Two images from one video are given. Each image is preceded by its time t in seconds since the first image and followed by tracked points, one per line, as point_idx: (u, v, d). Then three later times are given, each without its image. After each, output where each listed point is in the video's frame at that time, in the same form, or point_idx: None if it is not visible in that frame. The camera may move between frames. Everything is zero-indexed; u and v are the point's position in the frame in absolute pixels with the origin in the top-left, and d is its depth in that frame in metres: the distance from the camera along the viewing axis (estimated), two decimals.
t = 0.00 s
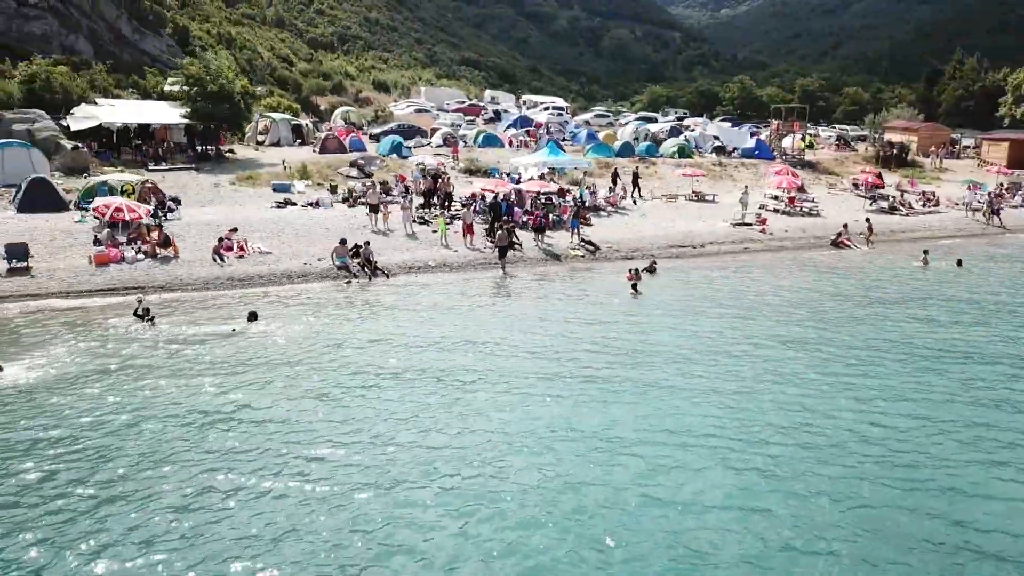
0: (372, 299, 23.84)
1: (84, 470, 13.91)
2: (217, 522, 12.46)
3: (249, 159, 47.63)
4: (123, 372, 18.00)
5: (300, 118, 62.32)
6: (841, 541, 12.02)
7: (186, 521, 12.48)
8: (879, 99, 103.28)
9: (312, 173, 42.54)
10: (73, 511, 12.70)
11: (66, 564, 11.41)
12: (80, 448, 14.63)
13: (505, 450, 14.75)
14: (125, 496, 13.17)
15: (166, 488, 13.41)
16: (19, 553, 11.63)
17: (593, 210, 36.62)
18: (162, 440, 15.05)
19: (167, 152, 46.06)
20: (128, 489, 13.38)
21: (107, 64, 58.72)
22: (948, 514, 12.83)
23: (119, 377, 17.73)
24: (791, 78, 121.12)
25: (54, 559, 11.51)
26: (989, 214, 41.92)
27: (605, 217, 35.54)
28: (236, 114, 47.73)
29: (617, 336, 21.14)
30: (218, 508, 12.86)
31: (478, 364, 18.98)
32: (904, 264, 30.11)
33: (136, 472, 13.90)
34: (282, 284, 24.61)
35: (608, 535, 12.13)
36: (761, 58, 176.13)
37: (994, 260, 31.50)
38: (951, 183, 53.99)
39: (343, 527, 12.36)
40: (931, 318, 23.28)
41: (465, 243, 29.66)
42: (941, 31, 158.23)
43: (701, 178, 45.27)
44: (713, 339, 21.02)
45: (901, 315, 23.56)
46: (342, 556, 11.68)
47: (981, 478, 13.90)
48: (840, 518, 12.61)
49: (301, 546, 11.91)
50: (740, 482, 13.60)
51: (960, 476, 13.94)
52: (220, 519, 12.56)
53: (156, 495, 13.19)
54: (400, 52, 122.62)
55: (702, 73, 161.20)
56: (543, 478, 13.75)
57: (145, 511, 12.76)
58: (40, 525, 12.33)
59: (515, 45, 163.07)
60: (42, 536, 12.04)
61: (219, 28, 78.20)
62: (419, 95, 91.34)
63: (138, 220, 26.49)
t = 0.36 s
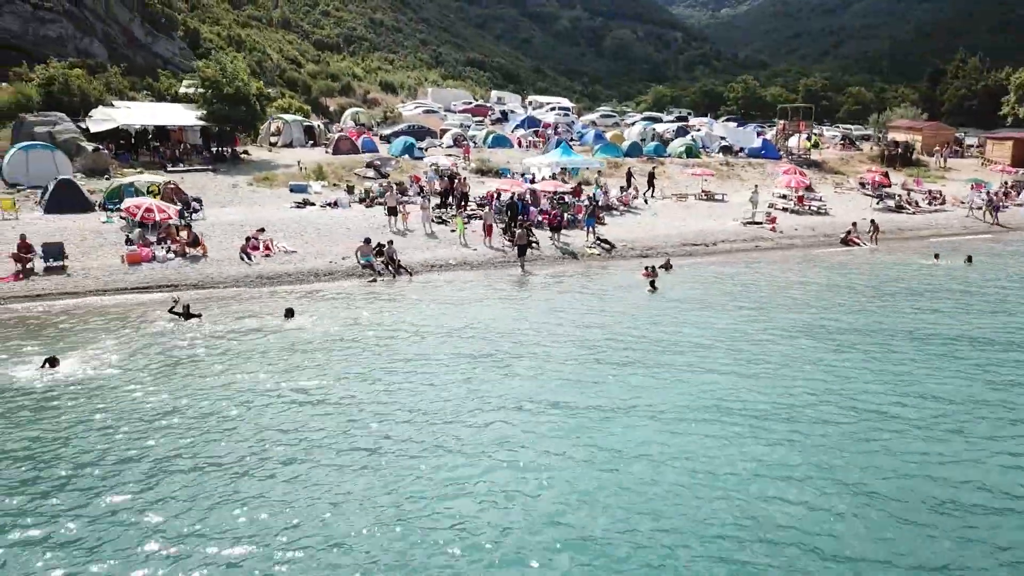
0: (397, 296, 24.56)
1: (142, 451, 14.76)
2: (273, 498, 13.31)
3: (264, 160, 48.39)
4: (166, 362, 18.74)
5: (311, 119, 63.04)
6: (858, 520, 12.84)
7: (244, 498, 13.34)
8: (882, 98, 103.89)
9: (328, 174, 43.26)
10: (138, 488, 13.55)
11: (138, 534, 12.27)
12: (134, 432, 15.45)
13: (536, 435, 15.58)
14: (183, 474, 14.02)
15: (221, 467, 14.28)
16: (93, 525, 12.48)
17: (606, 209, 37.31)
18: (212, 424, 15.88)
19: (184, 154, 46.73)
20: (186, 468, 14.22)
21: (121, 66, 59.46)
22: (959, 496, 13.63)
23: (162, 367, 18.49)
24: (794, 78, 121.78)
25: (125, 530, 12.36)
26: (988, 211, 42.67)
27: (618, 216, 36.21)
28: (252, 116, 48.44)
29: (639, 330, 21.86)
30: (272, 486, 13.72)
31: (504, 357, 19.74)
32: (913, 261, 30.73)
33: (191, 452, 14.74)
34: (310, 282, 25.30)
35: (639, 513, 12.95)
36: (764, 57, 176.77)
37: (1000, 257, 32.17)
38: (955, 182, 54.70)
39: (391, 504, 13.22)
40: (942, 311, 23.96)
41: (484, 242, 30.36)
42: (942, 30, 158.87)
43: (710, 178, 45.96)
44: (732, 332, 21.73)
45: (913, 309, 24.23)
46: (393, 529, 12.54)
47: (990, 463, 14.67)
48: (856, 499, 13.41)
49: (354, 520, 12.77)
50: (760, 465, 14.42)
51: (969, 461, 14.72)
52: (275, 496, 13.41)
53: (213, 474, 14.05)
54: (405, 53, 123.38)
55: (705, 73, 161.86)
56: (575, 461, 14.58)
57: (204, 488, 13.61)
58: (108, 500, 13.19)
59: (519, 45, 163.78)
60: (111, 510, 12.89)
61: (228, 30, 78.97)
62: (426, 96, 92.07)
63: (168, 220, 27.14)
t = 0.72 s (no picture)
0: (416, 294, 24.97)
1: (181, 441, 15.31)
2: (311, 483, 13.86)
3: (275, 161, 48.89)
4: (195, 357, 19.20)
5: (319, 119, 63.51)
6: (873, 497, 13.35)
7: (282, 482, 13.88)
8: (885, 98, 104.30)
9: (339, 175, 43.72)
10: (180, 474, 14.09)
11: (184, 516, 12.82)
12: (171, 423, 15.98)
13: (559, 421, 16.08)
14: (223, 462, 14.56)
15: (258, 455, 14.82)
16: (140, 508, 13.03)
17: (616, 209, 37.71)
18: (245, 415, 16.41)
19: (196, 154, 47.18)
20: (224, 455, 14.76)
21: (131, 67, 59.95)
22: (970, 474, 14.16)
23: (191, 361, 18.98)
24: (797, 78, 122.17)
25: (172, 513, 12.90)
26: (989, 212, 42.82)
27: (627, 216, 36.60)
28: (263, 117, 48.88)
29: (655, 325, 22.29)
30: (309, 471, 14.24)
31: (523, 351, 20.18)
32: (921, 260, 31.13)
33: (228, 442, 15.28)
34: (329, 281, 25.73)
35: (663, 491, 13.47)
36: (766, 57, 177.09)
37: (1007, 256, 32.57)
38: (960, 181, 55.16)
39: (425, 485, 13.76)
40: (951, 307, 24.39)
41: (496, 242, 30.76)
42: (944, 29, 159.16)
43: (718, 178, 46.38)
44: (746, 327, 22.18)
45: (922, 305, 24.66)
46: (429, 507, 13.07)
47: (1000, 446, 15.16)
48: (871, 478, 13.93)
49: (390, 499, 13.32)
50: (777, 447, 14.93)
51: (983, 446, 15.15)
52: (313, 480, 13.95)
53: (251, 460, 14.60)
54: (409, 53, 123.80)
55: (707, 72, 162.21)
56: (598, 443, 15.09)
57: (244, 474, 14.15)
58: (153, 486, 13.74)
59: (522, 45, 164.24)
60: (157, 495, 13.43)
61: (236, 30, 79.47)
62: (431, 96, 92.53)
63: (188, 220, 27.56)
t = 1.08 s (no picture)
0: (439, 292, 25.21)
1: (221, 431, 15.56)
2: (355, 469, 14.16)
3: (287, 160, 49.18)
4: (226, 353, 19.41)
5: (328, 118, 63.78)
6: (906, 480, 13.69)
7: (326, 469, 14.16)
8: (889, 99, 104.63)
9: (352, 174, 43.97)
10: (226, 464, 14.28)
11: (234, 501, 13.12)
12: (209, 415, 16.21)
13: (592, 413, 16.33)
14: (266, 450, 14.84)
15: (301, 446, 15.01)
16: (191, 493, 13.32)
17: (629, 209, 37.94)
18: (281, 408, 16.61)
19: (209, 153, 47.42)
20: (266, 444, 15.04)
21: (142, 66, 60.21)
22: (999, 461, 14.41)
23: (223, 357, 19.17)
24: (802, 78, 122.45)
25: (222, 497, 13.20)
26: (994, 212, 42.76)
27: (641, 216, 36.81)
28: (276, 117, 49.05)
29: (677, 321, 22.53)
30: (351, 458, 14.54)
31: (551, 347, 20.42)
32: (935, 260, 31.39)
33: (269, 432, 15.56)
34: (351, 279, 25.99)
35: (701, 477, 13.78)
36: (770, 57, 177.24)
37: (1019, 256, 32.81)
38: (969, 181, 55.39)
39: (467, 471, 14.05)
40: (968, 305, 24.66)
41: (513, 242, 30.90)
42: (947, 29, 159.44)
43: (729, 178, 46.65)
44: (767, 323, 22.44)
45: (939, 303, 24.93)
46: (474, 492, 13.37)
47: (1023, 432, 15.54)
48: (904, 463, 14.23)
49: (435, 484, 13.63)
50: (809, 437, 15.24)
51: (1012, 436, 15.37)
52: (356, 466, 14.24)
53: (293, 449, 14.87)
54: (414, 53, 123.86)
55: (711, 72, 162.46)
56: (631, 432, 15.37)
57: (289, 460, 14.45)
58: (201, 472, 14.03)
59: (526, 44, 164.43)
60: (206, 480, 13.72)
61: (244, 30, 79.70)
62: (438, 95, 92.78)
63: (210, 219, 27.79)
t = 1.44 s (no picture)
0: (485, 292, 25.32)
1: (297, 421, 15.85)
2: (436, 458, 14.44)
3: (316, 160, 49.55)
4: (286, 348, 19.61)
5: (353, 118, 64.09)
6: (980, 479, 13.92)
7: (407, 458, 14.44)
8: (909, 98, 104.23)
9: (383, 174, 44.24)
10: (312, 454, 14.53)
11: (328, 490, 13.40)
12: (282, 406, 16.49)
13: (658, 408, 16.51)
14: (345, 440, 15.13)
15: (380, 437, 15.26)
16: (281, 480, 13.63)
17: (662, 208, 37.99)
18: (351, 401, 16.84)
19: (240, 152, 47.78)
20: (344, 434, 15.35)
21: (169, 66, 60.65)
22: None
23: (283, 353, 19.34)
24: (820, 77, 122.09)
25: (312, 485, 13.52)
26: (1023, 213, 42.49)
27: (675, 216, 36.88)
28: (306, 116, 49.28)
29: (727, 318, 22.64)
30: (430, 448, 14.82)
31: (606, 344, 20.49)
32: (974, 261, 31.38)
33: (344, 422, 15.85)
34: (398, 279, 26.22)
35: (777, 471, 14.00)
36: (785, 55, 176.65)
37: None
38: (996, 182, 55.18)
39: (546, 462, 14.33)
40: (1014, 305, 24.68)
41: (552, 242, 30.94)
42: (965, 27, 158.60)
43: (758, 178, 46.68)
44: (818, 321, 22.52)
45: (985, 302, 24.96)
46: (557, 482, 13.65)
47: None
48: (978, 463, 14.35)
49: (517, 475, 13.90)
50: (878, 433, 15.43)
51: None
52: (436, 456, 14.53)
53: (371, 439, 15.17)
54: (432, 52, 124.07)
55: (727, 71, 162.17)
56: (700, 427, 15.57)
57: (369, 450, 14.74)
58: (286, 460, 14.34)
59: (541, 43, 164.48)
60: (292, 468, 14.03)
61: (267, 30, 80.10)
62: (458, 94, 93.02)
63: (255, 219, 28.07)
